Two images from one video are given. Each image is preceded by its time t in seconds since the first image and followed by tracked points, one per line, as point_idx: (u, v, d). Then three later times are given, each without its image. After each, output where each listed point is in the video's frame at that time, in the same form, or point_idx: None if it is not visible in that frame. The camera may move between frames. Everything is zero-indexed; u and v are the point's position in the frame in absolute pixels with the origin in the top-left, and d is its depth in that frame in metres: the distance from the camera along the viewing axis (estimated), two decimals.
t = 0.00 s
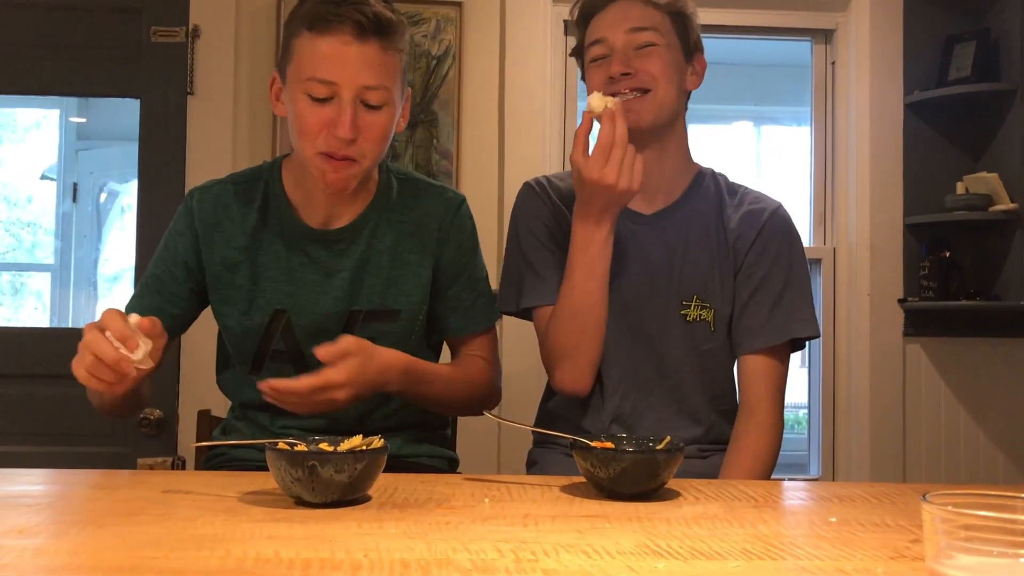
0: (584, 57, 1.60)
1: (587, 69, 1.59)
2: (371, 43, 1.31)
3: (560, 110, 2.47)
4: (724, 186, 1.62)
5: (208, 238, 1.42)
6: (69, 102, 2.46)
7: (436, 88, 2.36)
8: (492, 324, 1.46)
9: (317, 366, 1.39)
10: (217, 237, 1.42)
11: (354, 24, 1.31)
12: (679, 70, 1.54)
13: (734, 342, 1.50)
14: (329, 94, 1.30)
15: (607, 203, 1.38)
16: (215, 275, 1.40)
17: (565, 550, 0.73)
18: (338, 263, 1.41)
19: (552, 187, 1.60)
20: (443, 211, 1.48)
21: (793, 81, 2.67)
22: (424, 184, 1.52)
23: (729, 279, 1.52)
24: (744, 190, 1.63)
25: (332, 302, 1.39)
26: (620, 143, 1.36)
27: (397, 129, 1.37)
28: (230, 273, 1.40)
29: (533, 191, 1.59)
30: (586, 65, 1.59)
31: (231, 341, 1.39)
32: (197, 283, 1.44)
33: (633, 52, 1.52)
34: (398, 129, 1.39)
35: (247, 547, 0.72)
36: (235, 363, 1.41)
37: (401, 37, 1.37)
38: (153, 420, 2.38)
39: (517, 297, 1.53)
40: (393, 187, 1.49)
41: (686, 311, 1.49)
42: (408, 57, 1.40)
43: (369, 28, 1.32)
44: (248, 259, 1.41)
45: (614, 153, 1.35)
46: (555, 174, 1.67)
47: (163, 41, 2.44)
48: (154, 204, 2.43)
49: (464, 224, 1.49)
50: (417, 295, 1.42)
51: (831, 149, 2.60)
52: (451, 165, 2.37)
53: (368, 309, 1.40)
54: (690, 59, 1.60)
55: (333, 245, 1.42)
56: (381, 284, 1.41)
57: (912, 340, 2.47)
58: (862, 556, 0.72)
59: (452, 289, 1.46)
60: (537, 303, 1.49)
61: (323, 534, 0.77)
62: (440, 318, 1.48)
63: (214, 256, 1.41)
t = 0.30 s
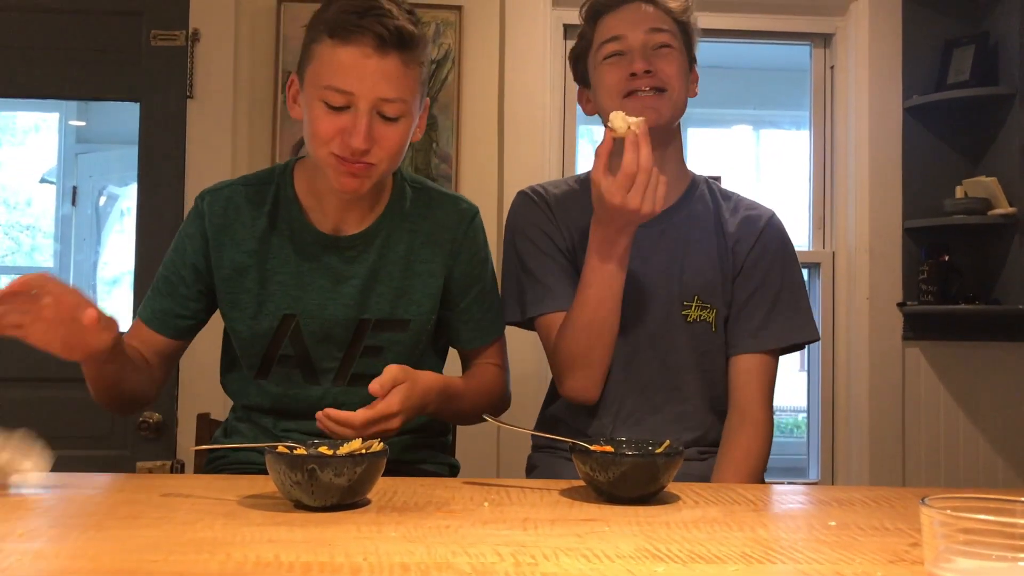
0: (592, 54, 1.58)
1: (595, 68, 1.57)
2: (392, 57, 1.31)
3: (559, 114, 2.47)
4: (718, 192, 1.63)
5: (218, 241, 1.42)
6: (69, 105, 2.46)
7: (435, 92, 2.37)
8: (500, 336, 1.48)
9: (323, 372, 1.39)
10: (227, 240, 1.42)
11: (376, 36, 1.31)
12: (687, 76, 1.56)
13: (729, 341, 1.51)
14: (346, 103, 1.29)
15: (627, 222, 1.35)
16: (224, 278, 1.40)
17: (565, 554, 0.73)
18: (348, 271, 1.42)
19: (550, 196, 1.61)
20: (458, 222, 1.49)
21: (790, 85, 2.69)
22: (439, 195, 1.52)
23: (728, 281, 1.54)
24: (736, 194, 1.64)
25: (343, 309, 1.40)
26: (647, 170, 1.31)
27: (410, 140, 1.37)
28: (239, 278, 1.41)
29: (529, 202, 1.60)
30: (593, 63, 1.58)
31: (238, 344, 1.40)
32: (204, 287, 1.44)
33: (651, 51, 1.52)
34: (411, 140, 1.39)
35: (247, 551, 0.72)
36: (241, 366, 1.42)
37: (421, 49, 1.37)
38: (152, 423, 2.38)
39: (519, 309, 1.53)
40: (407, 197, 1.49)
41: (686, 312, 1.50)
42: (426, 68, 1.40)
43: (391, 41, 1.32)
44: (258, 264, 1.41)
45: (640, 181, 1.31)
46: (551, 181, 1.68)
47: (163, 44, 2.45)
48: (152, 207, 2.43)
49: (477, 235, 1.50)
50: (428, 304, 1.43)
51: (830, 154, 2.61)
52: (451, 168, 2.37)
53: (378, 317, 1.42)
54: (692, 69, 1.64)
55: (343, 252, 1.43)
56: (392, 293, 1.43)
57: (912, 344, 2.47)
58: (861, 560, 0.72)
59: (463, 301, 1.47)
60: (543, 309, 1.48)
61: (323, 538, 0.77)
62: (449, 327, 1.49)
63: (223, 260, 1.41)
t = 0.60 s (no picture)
0: (595, 59, 1.57)
1: (599, 74, 1.56)
2: (387, 35, 1.31)
3: (558, 113, 2.46)
4: (721, 194, 1.62)
5: (223, 241, 1.41)
6: (67, 105, 2.46)
7: (433, 91, 2.36)
8: (502, 342, 1.49)
9: (326, 374, 1.40)
10: (232, 240, 1.42)
11: (370, 16, 1.33)
12: (691, 81, 1.55)
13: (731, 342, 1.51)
14: (343, 85, 1.29)
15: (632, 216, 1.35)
16: (230, 278, 1.40)
17: (563, 554, 0.73)
18: (353, 272, 1.42)
19: (552, 194, 1.61)
20: (465, 227, 1.48)
21: (788, 84, 2.68)
22: (446, 199, 1.51)
23: (729, 282, 1.54)
24: (738, 196, 1.64)
25: (346, 311, 1.40)
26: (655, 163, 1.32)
27: (411, 125, 1.36)
28: (243, 279, 1.40)
29: (531, 201, 1.59)
30: (597, 68, 1.57)
31: (242, 342, 1.40)
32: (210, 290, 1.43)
33: (655, 58, 1.51)
34: (412, 127, 1.38)
35: (244, 551, 0.72)
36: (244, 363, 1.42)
37: (417, 35, 1.38)
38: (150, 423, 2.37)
39: (512, 308, 1.53)
40: (414, 199, 1.48)
41: (687, 310, 1.50)
42: (424, 56, 1.40)
43: (385, 23, 1.33)
44: (262, 263, 1.41)
45: (645, 171, 1.32)
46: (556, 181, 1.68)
47: (161, 44, 2.44)
48: (150, 207, 2.42)
49: (484, 241, 1.49)
50: (431, 308, 1.42)
51: (829, 154, 2.61)
52: (449, 168, 2.37)
53: (382, 320, 1.41)
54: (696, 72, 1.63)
55: (348, 253, 1.43)
56: (396, 296, 1.42)
57: (911, 344, 2.46)
58: (860, 560, 0.72)
59: (467, 306, 1.47)
60: (538, 307, 1.48)
61: (321, 538, 0.77)
62: (451, 330, 1.49)
63: (228, 260, 1.41)
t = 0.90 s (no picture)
0: (601, 70, 1.57)
1: (603, 85, 1.56)
2: (386, 47, 1.31)
3: (556, 111, 2.46)
4: (720, 198, 1.62)
5: (224, 242, 1.41)
6: (66, 103, 2.45)
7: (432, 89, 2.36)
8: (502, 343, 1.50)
9: (326, 374, 1.40)
10: (233, 240, 1.41)
11: (368, 28, 1.32)
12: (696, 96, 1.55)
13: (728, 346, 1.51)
14: (342, 97, 1.28)
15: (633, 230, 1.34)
16: (232, 279, 1.40)
17: (562, 552, 0.73)
18: (353, 273, 1.42)
19: (549, 197, 1.61)
20: (466, 229, 1.48)
21: (786, 82, 2.68)
22: (448, 201, 1.50)
23: (728, 289, 1.54)
24: (737, 200, 1.64)
25: (347, 312, 1.40)
26: (643, 176, 1.32)
27: (411, 132, 1.36)
28: (245, 281, 1.40)
29: (530, 204, 1.59)
30: (602, 78, 1.57)
31: (243, 341, 1.40)
32: (212, 291, 1.43)
33: (660, 75, 1.51)
34: (413, 133, 1.38)
35: (243, 549, 0.72)
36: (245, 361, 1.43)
37: (415, 42, 1.38)
38: (149, 421, 2.37)
39: (508, 310, 1.53)
40: (415, 201, 1.48)
41: (686, 314, 1.50)
42: (424, 61, 1.40)
43: (382, 33, 1.32)
44: (263, 265, 1.41)
45: (631, 181, 1.33)
46: (556, 182, 1.68)
47: (159, 42, 2.44)
48: (148, 205, 2.42)
49: (485, 243, 1.49)
50: (432, 311, 1.43)
51: (828, 152, 2.61)
52: (448, 166, 2.37)
53: (383, 322, 1.41)
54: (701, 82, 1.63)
55: (349, 254, 1.43)
56: (397, 297, 1.42)
57: (909, 341, 2.47)
58: (859, 558, 0.72)
59: (467, 309, 1.48)
60: (531, 309, 1.49)
61: (320, 536, 0.77)
62: (452, 332, 1.50)
63: (230, 261, 1.40)
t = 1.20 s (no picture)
0: (606, 61, 1.56)
1: (610, 79, 1.55)
2: (404, 48, 1.31)
3: (556, 109, 2.46)
4: (723, 195, 1.62)
5: (227, 236, 1.41)
6: (64, 101, 2.45)
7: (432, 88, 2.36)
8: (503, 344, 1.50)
9: (325, 371, 1.40)
10: (235, 234, 1.41)
11: (388, 28, 1.32)
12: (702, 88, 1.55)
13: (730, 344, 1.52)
14: (357, 96, 1.29)
15: (637, 233, 1.34)
16: (233, 273, 1.40)
17: (562, 550, 0.73)
18: (355, 270, 1.42)
19: (549, 195, 1.61)
20: (468, 229, 1.49)
21: (787, 80, 2.68)
22: (452, 203, 1.51)
23: (729, 288, 1.54)
24: (740, 197, 1.64)
25: (349, 309, 1.41)
26: (662, 176, 1.32)
27: (423, 133, 1.37)
28: (246, 276, 1.40)
29: (530, 203, 1.59)
30: (607, 71, 1.56)
31: (243, 336, 1.40)
32: (213, 286, 1.42)
33: (669, 66, 1.51)
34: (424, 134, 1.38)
35: (243, 548, 0.72)
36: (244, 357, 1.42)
37: (432, 42, 1.38)
38: (149, 420, 2.37)
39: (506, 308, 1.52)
40: (418, 201, 1.49)
41: (687, 313, 1.50)
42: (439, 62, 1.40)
43: (401, 34, 1.32)
44: (264, 260, 1.41)
45: (649, 180, 1.33)
46: (556, 180, 1.67)
47: (158, 40, 2.43)
48: (147, 203, 2.42)
49: (487, 243, 1.50)
50: (434, 310, 1.43)
51: (827, 150, 2.60)
52: (447, 164, 2.37)
53: (384, 319, 1.41)
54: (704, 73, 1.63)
55: (351, 251, 1.43)
56: (399, 295, 1.42)
57: (908, 339, 2.47)
58: (859, 556, 0.72)
59: (469, 309, 1.49)
60: (529, 309, 1.47)
61: (320, 535, 0.77)
62: (452, 332, 1.51)
63: (232, 255, 1.40)
